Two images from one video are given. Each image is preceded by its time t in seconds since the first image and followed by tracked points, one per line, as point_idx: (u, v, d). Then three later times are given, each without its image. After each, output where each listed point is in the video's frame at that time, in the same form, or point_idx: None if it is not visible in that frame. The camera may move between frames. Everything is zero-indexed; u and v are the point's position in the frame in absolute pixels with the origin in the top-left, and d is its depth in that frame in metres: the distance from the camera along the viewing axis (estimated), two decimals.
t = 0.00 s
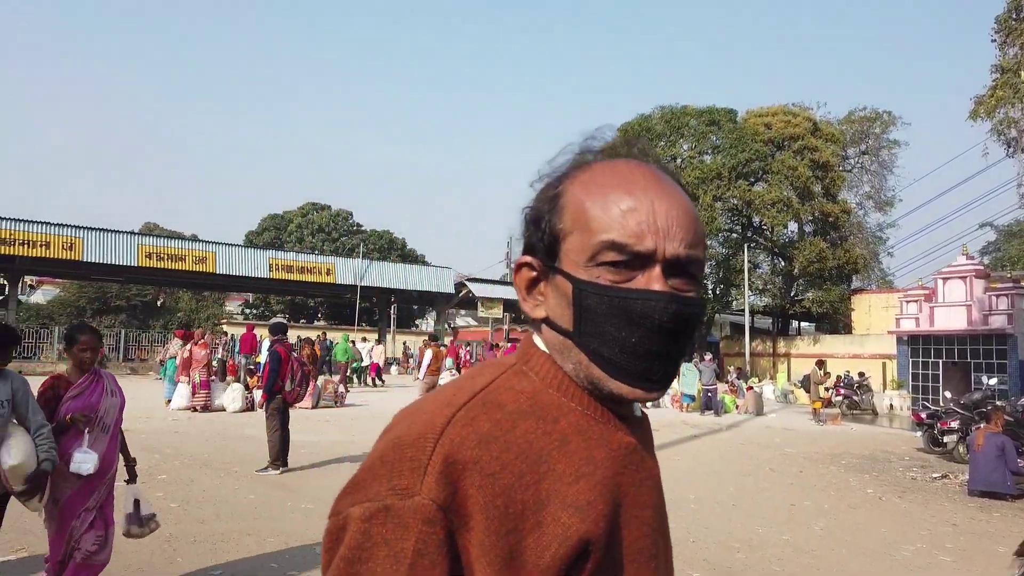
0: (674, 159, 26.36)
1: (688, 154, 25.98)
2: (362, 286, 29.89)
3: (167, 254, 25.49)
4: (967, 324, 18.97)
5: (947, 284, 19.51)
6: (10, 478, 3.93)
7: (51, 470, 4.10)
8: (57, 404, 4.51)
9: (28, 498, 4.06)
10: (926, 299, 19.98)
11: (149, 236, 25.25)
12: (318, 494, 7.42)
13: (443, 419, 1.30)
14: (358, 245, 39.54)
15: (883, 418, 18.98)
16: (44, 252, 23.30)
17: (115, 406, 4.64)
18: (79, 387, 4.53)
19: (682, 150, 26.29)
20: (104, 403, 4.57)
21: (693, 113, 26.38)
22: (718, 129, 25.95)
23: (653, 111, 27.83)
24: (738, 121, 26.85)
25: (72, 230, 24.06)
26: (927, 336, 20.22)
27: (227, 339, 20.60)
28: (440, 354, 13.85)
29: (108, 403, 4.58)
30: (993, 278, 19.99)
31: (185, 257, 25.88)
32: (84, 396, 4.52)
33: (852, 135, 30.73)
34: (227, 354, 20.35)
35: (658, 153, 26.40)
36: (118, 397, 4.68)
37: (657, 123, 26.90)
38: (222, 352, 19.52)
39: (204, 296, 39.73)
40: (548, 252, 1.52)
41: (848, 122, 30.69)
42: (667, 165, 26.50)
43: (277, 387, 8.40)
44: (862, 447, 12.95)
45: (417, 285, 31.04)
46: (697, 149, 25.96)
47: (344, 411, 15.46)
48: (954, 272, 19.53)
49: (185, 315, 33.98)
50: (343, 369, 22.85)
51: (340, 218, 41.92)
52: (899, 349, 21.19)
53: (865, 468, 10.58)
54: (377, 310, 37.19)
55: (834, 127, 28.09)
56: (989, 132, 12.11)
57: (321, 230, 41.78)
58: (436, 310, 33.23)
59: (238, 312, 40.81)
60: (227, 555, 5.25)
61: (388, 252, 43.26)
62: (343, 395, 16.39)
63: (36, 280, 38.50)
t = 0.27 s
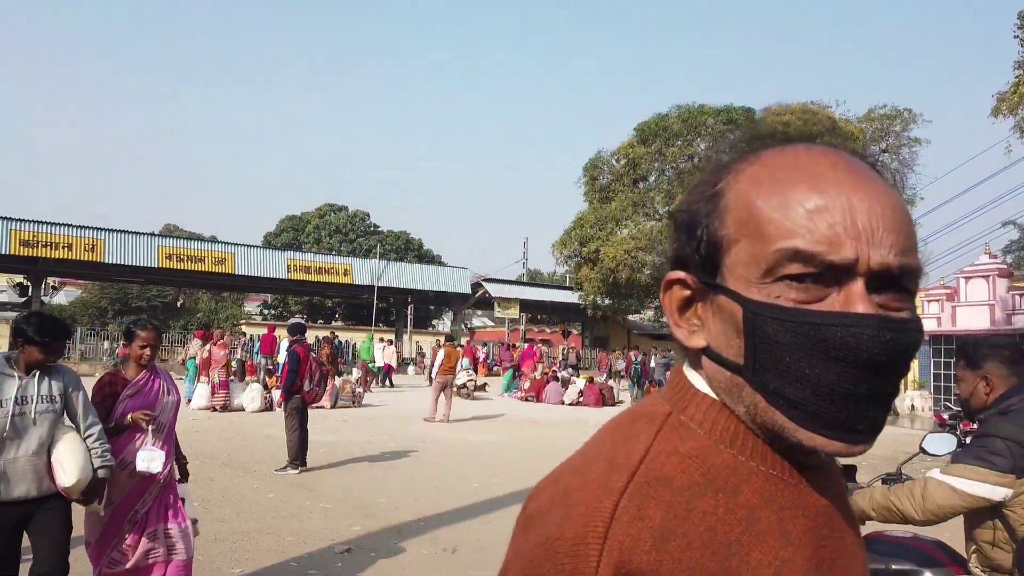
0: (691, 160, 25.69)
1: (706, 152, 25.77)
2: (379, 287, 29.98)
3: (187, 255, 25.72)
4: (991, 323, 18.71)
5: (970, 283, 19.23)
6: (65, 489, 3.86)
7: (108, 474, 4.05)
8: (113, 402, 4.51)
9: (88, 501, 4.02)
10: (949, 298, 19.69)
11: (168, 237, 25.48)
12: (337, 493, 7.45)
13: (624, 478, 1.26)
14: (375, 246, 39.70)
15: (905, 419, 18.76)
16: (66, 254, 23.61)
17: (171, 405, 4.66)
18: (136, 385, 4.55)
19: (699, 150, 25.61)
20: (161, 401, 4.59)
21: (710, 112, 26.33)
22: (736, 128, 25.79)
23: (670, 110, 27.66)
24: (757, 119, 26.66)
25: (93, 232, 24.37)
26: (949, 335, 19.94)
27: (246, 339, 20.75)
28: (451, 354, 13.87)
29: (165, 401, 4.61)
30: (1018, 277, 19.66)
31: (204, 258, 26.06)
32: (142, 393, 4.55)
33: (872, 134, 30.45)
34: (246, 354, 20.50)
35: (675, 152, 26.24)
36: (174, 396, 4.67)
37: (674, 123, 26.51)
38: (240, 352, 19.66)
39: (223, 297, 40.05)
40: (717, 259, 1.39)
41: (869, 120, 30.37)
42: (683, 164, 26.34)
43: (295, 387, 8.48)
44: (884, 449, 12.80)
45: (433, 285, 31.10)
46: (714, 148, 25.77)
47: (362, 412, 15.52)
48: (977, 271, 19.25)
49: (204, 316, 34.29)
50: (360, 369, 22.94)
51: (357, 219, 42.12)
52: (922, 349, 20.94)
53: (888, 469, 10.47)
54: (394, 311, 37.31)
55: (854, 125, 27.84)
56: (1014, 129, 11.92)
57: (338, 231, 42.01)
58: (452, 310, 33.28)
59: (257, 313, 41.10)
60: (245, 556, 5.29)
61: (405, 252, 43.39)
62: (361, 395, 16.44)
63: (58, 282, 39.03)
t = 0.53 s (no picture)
0: (709, 157, 26.04)
1: (724, 151, 25.61)
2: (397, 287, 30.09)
3: (207, 256, 25.97)
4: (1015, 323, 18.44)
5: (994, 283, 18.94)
6: (138, 514, 3.58)
7: (177, 495, 3.81)
8: (178, 409, 4.53)
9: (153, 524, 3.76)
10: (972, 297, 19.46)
11: (189, 239, 25.73)
12: (356, 493, 7.47)
13: (884, 556, 0.95)
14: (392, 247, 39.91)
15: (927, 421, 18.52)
16: (89, 255, 23.94)
17: (234, 413, 4.64)
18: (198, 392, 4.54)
19: (718, 148, 25.92)
20: (223, 409, 4.57)
21: (728, 111, 26.16)
22: (755, 126, 25.63)
23: (688, 109, 27.53)
24: (775, 118, 26.49)
25: (116, 234, 24.68)
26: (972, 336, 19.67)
27: (265, 340, 20.93)
28: (464, 354, 13.90)
29: (227, 408, 4.59)
30: None
31: (224, 259, 26.29)
32: (204, 400, 4.54)
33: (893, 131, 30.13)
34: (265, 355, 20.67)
35: (693, 151, 26.13)
36: (237, 404, 4.67)
37: (692, 121, 26.50)
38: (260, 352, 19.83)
39: (242, 298, 40.40)
40: (972, 232, 0.99)
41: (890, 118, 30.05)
42: (701, 163, 26.21)
43: (315, 386, 8.54)
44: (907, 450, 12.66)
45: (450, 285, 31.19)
46: (733, 146, 25.57)
47: (380, 412, 15.60)
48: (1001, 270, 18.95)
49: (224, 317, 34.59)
50: (378, 369, 23.06)
51: (374, 220, 42.35)
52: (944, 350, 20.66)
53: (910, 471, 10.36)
54: (412, 311, 37.44)
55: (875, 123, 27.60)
56: None
57: (356, 232, 42.25)
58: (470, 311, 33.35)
59: (276, 314, 41.42)
60: (266, 555, 5.32)
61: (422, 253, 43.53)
62: (378, 395, 16.54)
63: (81, 283, 39.59)
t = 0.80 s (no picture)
0: (729, 156, 25.86)
1: (743, 150, 25.43)
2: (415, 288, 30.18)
3: (228, 257, 26.20)
4: None
5: (1019, 283, 18.63)
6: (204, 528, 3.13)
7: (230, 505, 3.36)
8: (243, 415, 3.98)
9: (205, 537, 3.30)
10: (996, 296, 19.15)
11: (210, 240, 25.98)
12: (377, 493, 7.49)
13: None
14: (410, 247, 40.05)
15: (950, 422, 18.29)
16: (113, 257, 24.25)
17: (303, 421, 4.09)
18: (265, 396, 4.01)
19: (737, 147, 25.76)
20: (292, 418, 4.01)
21: (747, 110, 25.87)
22: (774, 125, 25.43)
23: (707, 108, 27.37)
24: (795, 116, 26.28)
25: (138, 235, 24.98)
26: (998, 336, 19.38)
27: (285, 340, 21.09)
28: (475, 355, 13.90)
29: (296, 417, 4.04)
30: None
31: (244, 260, 26.50)
32: (272, 407, 3.98)
33: (915, 128, 29.77)
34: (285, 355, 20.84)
35: (712, 150, 25.99)
36: (305, 411, 4.11)
37: (711, 120, 26.33)
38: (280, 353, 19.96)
39: (262, 298, 40.75)
40: None
41: (911, 115, 29.71)
42: (721, 162, 26.06)
43: (335, 386, 8.56)
44: (930, 451, 12.50)
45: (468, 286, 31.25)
46: (752, 145, 25.31)
47: (398, 412, 15.66)
48: None
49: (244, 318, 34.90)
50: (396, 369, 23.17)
51: (392, 221, 42.52)
52: (968, 350, 20.36)
53: (934, 472, 10.22)
54: (430, 311, 37.58)
55: (896, 120, 27.32)
56: None
57: (374, 233, 42.45)
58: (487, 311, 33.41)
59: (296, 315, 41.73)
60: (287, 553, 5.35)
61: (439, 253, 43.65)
62: (396, 395, 16.61)
63: (105, 284, 40.12)
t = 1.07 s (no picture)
0: (749, 155, 25.69)
1: (764, 148, 25.22)
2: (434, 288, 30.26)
3: (250, 258, 26.43)
4: None
5: None
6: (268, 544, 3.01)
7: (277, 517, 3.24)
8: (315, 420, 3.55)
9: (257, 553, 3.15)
10: (1023, 296, 18.81)
11: (232, 241, 26.22)
12: (397, 493, 7.54)
13: None
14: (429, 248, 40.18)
15: (977, 423, 18.00)
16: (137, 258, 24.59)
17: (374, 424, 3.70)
18: (340, 403, 3.56)
19: (757, 145, 25.58)
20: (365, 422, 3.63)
21: (768, 108, 25.72)
22: (795, 123, 25.19)
23: (728, 107, 27.20)
24: (817, 114, 26.03)
25: (161, 237, 25.30)
26: None
27: (306, 341, 21.26)
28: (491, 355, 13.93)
29: (369, 421, 3.65)
30: None
31: (266, 261, 26.73)
32: (346, 413, 3.57)
33: (940, 125, 29.37)
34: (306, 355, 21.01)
35: (732, 148, 25.81)
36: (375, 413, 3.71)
37: (731, 119, 26.21)
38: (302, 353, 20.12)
39: (283, 299, 41.07)
40: None
41: (935, 112, 29.31)
42: (741, 161, 25.87)
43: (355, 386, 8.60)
44: (956, 453, 12.32)
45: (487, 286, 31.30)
46: (773, 143, 25.14)
47: (418, 412, 15.73)
48: None
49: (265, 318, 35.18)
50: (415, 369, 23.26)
51: (411, 221, 42.68)
52: (994, 350, 20.02)
53: (959, 474, 10.08)
54: (449, 311, 37.69)
55: (920, 117, 26.98)
56: None
57: (393, 234, 42.64)
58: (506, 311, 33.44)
59: (316, 315, 42.02)
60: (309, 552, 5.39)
61: (458, 254, 43.75)
62: (415, 395, 16.68)
63: (129, 285, 40.64)
